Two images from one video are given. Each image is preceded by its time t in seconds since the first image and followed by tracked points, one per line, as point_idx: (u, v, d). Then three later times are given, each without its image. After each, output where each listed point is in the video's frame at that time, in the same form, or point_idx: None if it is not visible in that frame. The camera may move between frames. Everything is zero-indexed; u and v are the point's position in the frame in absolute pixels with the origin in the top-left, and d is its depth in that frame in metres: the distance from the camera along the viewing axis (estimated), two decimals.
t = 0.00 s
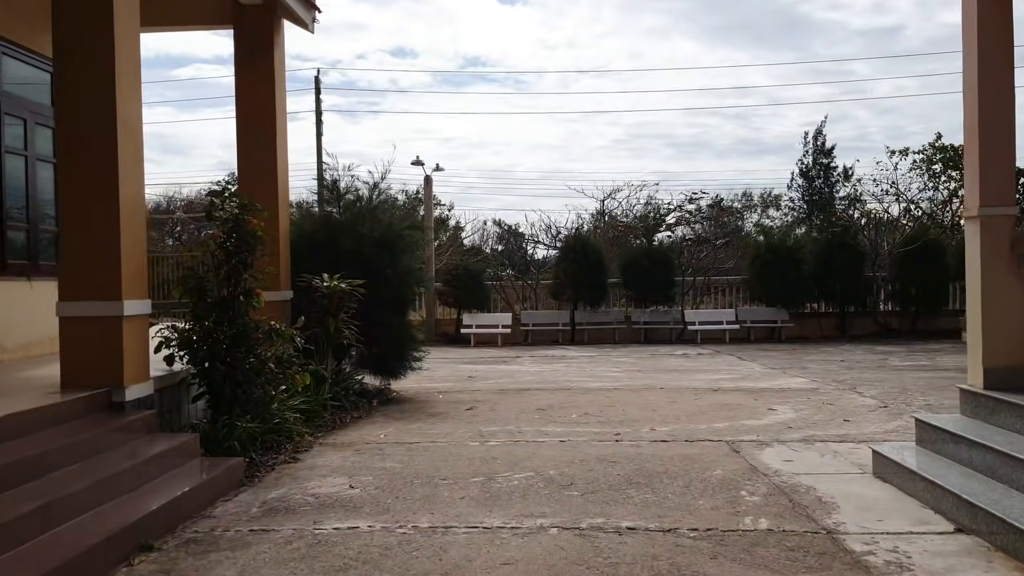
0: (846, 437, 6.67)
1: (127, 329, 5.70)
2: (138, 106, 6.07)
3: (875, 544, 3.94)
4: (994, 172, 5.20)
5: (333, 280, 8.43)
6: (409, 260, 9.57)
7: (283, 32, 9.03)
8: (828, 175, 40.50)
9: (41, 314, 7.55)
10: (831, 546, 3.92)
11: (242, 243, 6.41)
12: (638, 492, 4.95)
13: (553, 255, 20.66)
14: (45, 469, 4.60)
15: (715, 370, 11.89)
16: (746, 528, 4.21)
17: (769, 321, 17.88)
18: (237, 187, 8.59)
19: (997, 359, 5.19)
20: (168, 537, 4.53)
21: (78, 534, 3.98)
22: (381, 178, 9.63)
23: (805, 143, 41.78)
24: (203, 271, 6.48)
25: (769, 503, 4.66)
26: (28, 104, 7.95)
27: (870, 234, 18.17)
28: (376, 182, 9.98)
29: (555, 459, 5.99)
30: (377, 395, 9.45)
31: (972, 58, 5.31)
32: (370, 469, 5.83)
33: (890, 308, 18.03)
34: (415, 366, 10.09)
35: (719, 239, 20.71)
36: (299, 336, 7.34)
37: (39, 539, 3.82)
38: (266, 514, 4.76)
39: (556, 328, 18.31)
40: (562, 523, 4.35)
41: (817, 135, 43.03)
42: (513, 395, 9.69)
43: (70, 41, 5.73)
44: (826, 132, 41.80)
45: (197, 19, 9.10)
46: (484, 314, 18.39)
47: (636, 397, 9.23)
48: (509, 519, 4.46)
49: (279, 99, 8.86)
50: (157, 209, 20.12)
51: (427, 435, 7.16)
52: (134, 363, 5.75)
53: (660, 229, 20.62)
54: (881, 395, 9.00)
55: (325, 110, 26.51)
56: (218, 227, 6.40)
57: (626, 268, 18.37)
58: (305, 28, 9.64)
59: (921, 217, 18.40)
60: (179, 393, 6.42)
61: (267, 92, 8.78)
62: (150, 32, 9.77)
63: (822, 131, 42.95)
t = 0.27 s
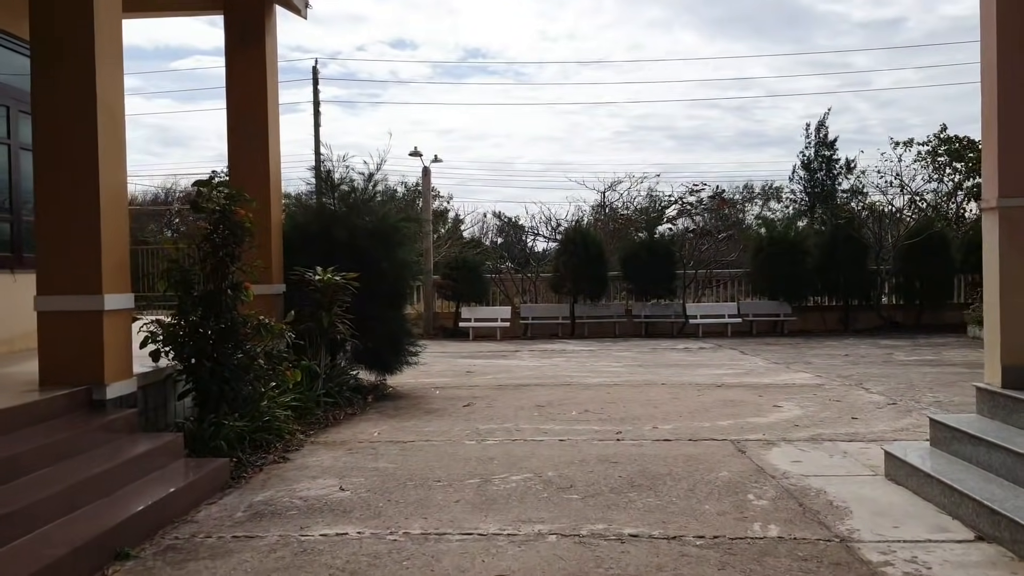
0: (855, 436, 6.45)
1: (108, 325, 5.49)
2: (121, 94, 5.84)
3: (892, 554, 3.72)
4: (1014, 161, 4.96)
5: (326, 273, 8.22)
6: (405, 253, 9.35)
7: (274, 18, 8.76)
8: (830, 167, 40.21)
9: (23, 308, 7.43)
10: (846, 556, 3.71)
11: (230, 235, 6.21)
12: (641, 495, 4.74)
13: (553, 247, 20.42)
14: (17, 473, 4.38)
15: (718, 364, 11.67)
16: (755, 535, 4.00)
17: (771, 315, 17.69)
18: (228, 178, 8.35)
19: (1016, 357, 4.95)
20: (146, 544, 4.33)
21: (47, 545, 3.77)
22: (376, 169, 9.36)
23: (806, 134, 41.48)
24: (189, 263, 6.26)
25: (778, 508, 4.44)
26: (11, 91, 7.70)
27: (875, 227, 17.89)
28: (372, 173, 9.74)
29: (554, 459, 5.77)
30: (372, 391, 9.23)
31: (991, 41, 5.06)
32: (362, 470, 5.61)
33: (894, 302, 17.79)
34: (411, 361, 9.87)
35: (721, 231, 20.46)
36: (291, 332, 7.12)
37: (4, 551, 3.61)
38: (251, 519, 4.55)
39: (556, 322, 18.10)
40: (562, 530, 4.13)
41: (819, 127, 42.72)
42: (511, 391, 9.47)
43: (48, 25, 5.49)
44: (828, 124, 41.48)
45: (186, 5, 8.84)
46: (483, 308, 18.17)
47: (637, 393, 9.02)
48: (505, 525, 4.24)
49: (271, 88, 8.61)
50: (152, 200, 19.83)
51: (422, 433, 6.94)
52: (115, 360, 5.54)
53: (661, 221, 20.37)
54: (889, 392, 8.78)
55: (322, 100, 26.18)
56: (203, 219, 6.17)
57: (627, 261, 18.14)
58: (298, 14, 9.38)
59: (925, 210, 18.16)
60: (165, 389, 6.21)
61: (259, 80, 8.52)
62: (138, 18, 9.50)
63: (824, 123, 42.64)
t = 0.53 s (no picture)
0: (864, 437, 6.23)
1: (87, 321, 5.26)
2: (102, 79, 5.60)
3: (912, 566, 3.51)
4: None
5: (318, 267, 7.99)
6: (400, 248, 9.13)
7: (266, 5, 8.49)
8: (830, 163, 40.00)
9: None
10: (864, 568, 3.50)
11: (216, 228, 5.97)
12: (644, 501, 4.52)
13: (552, 243, 20.18)
14: None
15: (719, 362, 11.46)
16: (766, 545, 3.78)
17: (772, 311, 17.45)
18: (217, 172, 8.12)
19: None
20: (123, 552, 4.10)
21: (15, 555, 3.54)
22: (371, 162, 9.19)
23: (806, 130, 41.25)
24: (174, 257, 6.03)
25: (789, 515, 4.22)
26: None
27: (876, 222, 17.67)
28: (366, 166, 9.52)
29: (553, 461, 5.55)
30: (367, 389, 9.00)
31: (1011, 25, 4.83)
32: (352, 473, 5.39)
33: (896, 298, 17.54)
34: (406, 358, 9.64)
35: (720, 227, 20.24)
36: (281, 329, 6.90)
37: None
38: (234, 527, 4.33)
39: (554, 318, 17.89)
40: (561, 539, 3.91)
41: (818, 122, 42.52)
42: (509, 389, 9.26)
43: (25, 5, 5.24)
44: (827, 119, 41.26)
45: None
46: (480, 304, 17.94)
47: (638, 391, 8.80)
48: (502, 533, 4.02)
49: (262, 78, 8.37)
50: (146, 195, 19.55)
51: (416, 434, 6.72)
52: (95, 358, 5.32)
53: (661, 217, 20.16)
54: (895, 390, 8.57)
55: (318, 94, 25.89)
56: (188, 211, 5.94)
57: (626, 256, 17.93)
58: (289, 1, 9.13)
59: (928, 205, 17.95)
60: (149, 388, 6.00)
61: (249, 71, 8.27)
62: (125, 5, 9.24)
63: (823, 118, 42.43)
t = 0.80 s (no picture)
0: (867, 442, 6.04)
1: (57, 326, 5.00)
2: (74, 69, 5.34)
3: None
4: None
5: (303, 268, 7.77)
6: (388, 248, 8.90)
7: None
8: (820, 161, 39.96)
9: None
10: None
11: (193, 229, 5.71)
12: (642, 515, 4.31)
13: (543, 242, 19.96)
14: None
15: (715, 363, 11.28)
16: (773, 563, 3.58)
17: (766, 310, 17.28)
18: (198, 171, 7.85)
19: None
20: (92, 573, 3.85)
21: None
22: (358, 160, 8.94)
23: (796, 128, 41.20)
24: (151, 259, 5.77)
25: (795, 529, 4.02)
26: None
27: (870, 220, 17.54)
28: (353, 164, 9.30)
29: (546, 470, 5.33)
30: (355, 393, 8.75)
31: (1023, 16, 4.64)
32: (337, 485, 5.16)
33: (890, 297, 17.47)
34: (396, 361, 9.40)
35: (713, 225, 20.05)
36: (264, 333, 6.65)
37: None
38: (209, 545, 4.10)
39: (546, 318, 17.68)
40: (556, 557, 3.70)
41: (809, 121, 42.48)
42: (501, 393, 9.04)
43: None
44: (817, 117, 41.23)
45: None
46: (472, 304, 17.71)
47: (633, 394, 8.60)
48: (493, 551, 3.80)
49: (245, 74, 8.10)
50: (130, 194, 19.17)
51: (404, 441, 6.48)
52: (66, 365, 5.05)
53: (653, 216, 19.97)
54: (895, 392, 8.40)
55: (306, 92, 25.57)
56: (166, 210, 5.70)
57: (618, 256, 17.73)
58: None
59: (921, 202, 17.80)
60: (126, 396, 5.75)
61: (232, 66, 8.01)
62: None
63: (814, 117, 42.39)
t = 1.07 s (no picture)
0: (875, 447, 5.82)
1: (28, 325, 4.76)
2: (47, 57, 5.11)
3: None
4: None
5: (292, 267, 7.52)
6: (380, 246, 8.66)
7: None
8: (818, 161, 39.77)
9: None
10: None
11: (174, 226, 5.47)
12: (643, 526, 4.08)
13: (540, 241, 19.73)
14: None
15: (714, 364, 11.05)
16: None
17: (766, 310, 17.07)
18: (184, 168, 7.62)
19: None
20: None
21: None
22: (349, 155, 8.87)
23: (794, 128, 41.02)
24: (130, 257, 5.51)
25: (805, 543, 3.80)
26: None
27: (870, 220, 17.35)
28: (344, 160, 9.15)
29: (542, 478, 5.10)
30: (346, 396, 8.49)
31: None
32: (322, 494, 4.93)
33: (891, 297, 17.30)
34: (388, 362, 9.16)
35: (711, 224, 19.86)
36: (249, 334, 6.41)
37: None
38: (184, 560, 3.87)
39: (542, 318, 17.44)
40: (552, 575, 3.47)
41: (806, 120, 42.29)
42: (496, 395, 8.81)
43: None
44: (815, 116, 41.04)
45: None
46: (467, 304, 17.47)
47: (631, 397, 8.37)
48: (485, 567, 3.58)
49: (232, 68, 7.87)
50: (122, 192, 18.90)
51: (395, 446, 6.25)
52: (37, 366, 4.80)
53: (651, 215, 19.75)
54: (900, 395, 8.18)
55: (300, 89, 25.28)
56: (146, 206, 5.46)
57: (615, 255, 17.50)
58: None
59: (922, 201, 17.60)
60: (103, 399, 5.51)
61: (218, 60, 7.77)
62: None
63: (811, 116, 42.19)
